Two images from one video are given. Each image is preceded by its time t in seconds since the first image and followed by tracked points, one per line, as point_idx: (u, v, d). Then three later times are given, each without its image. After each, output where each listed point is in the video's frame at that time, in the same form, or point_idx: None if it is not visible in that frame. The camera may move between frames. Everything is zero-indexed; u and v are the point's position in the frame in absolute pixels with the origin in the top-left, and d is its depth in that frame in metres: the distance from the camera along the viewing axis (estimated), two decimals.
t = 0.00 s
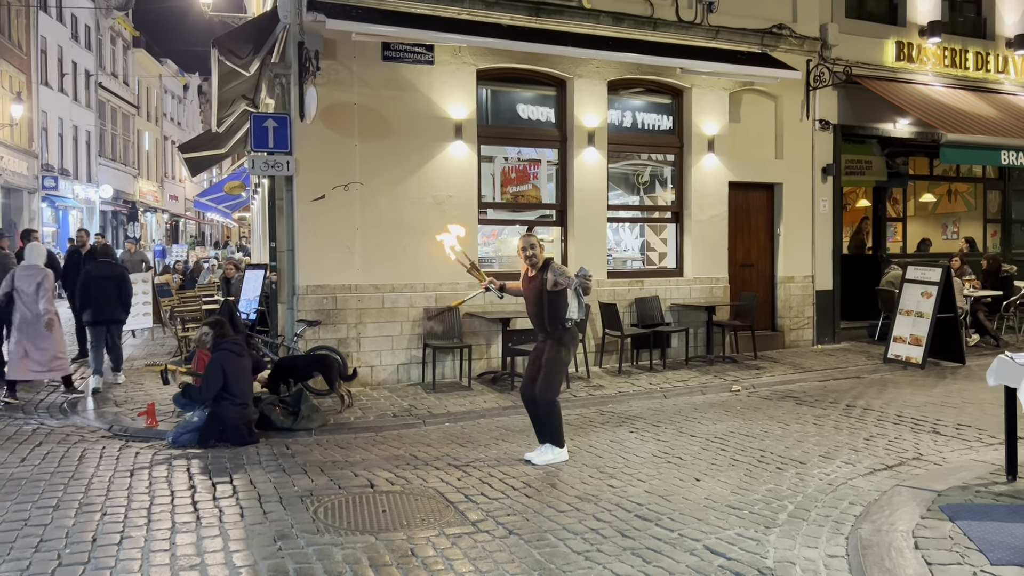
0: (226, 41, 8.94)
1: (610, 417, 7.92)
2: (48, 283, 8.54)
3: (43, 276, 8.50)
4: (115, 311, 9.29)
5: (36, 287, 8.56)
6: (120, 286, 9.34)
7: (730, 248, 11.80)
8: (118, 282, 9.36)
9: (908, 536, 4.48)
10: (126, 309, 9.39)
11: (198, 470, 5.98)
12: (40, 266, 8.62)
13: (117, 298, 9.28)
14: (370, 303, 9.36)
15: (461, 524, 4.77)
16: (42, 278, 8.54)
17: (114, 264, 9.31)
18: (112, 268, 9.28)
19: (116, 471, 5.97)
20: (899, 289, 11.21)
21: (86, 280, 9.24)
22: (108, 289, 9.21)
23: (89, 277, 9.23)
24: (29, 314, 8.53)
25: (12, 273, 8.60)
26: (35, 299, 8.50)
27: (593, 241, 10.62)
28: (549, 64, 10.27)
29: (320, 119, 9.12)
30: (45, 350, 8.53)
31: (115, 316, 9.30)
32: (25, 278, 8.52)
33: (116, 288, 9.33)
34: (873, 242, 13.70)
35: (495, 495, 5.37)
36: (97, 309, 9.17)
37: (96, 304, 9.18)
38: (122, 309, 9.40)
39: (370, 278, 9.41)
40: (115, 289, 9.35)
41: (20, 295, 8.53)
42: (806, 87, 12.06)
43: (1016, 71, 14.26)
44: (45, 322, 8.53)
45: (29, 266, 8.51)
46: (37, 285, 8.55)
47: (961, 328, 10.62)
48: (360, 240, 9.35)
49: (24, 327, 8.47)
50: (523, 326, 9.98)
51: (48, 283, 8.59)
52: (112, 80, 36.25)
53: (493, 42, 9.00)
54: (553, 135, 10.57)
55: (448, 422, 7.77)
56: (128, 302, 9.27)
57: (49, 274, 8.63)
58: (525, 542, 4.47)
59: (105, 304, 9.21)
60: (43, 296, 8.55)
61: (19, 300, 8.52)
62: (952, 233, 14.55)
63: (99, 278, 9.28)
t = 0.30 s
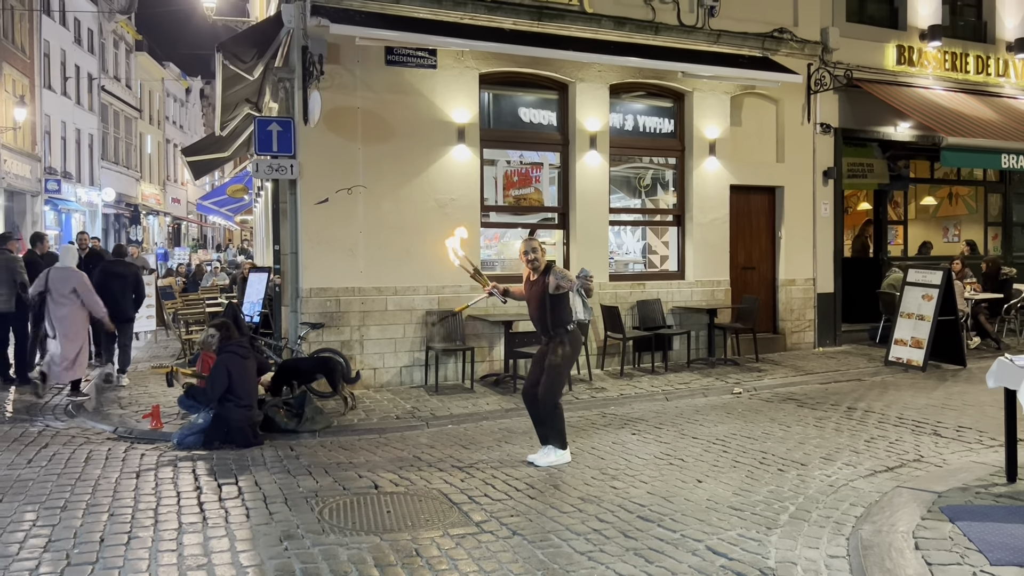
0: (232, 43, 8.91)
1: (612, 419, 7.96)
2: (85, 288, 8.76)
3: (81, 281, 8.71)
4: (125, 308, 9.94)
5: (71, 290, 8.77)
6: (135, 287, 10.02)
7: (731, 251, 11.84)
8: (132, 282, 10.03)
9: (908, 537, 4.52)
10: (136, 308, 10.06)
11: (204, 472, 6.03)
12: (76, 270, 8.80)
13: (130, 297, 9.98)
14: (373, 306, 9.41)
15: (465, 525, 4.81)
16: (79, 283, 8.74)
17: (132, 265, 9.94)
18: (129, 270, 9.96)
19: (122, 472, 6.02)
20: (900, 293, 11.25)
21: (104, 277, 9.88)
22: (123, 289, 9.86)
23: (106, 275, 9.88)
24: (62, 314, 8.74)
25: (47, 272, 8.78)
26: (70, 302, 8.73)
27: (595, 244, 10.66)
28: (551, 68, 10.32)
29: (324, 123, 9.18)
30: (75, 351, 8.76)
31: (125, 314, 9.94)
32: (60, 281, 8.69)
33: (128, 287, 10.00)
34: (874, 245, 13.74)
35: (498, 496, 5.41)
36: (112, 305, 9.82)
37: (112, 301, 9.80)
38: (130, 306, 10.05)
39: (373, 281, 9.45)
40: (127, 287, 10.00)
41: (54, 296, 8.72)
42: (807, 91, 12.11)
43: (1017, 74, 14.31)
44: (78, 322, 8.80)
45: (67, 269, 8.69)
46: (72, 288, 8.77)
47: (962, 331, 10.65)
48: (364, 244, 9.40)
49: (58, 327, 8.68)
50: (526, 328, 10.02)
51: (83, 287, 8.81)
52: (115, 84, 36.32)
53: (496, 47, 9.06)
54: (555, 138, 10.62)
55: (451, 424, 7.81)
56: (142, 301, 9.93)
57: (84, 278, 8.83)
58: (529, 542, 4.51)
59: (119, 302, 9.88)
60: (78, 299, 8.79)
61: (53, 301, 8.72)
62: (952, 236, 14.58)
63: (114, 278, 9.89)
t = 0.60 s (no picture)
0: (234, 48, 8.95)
1: (614, 422, 7.98)
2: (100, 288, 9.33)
3: (96, 281, 9.28)
4: (134, 308, 10.12)
5: (88, 291, 9.35)
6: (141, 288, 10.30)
7: (733, 255, 11.87)
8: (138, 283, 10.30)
9: (909, 539, 4.54)
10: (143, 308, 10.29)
11: (207, 473, 6.06)
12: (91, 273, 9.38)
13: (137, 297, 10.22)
14: (376, 309, 9.44)
15: (468, 527, 4.84)
16: (95, 283, 9.32)
17: (138, 265, 10.21)
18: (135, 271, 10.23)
19: (126, 474, 6.05)
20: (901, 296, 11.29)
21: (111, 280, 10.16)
22: (130, 289, 10.15)
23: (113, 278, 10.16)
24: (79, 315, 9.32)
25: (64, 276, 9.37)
26: (86, 302, 9.29)
27: (597, 247, 10.69)
28: (554, 72, 10.36)
29: (327, 126, 9.22)
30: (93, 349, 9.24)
31: (133, 313, 10.10)
32: (76, 284, 9.28)
33: (136, 288, 10.25)
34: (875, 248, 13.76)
35: (500, 498, 5.43)
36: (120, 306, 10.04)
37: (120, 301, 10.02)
38: (139, 307, 10.26)
39: (376, 283, 9.49)
40: (135, 288, 10.27)
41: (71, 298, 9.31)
42: (809, 95, 12.14)
43: (1018, 78, 14.33)
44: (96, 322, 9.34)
45: (82, 271, 9.28)
46: (89, 289, 9.35)
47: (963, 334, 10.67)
48: (367, 247, 9.44)
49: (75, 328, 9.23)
50: (528, 331, 10.07)
51: (99, 288, 9.40)
52: (118, 87, 36.40)
53: (499, 50, 9.10)
54: (557, 142, 10.66)
55: (453, 427, 7.84)
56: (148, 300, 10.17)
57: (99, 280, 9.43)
58: (530, 544, 4.54)
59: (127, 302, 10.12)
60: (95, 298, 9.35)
61: (71, 303, 9.30)
62: (954, 240, 14.62)
63: (121, 279, 10.15)
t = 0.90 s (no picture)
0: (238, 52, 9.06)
1: (616, 425, 8.00)
2: (108, 288, 9.49)
3: (104, 280, 9.45)
4: (138, 308, 10.40)
5: (97, 291, 9.53)
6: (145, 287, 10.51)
7: (735, 257, 11.88)
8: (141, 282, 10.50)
9: (911, 542, 4.55)
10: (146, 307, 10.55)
11: (211, 475, 6.08)
12: (100, 273, 9.55)
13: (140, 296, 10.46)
14: (379, 311, 9.47)
15: (471, 529, 4.85)
16: (103, 283, 9.48)
17: (141, 265, 10.39)
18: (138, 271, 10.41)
19: (130, 475, 6.08)
20: (904, 299, 11.29)
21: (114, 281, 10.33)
22: (134, 289, 10.36)
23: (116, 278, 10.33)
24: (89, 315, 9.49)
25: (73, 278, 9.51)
26: (95, 302, 9.46)
27: (599, 251, 10.71)
28: (557, 75, 10.39)
29: (331, 129, 9.25)
30: (103, 348, 9.43)
31: (137, 313, 10.39)
32: (85, 284, 9.45)
33: (140, 287, 10.45)
34: (878, 251, 13.77)
35: (503, 500, 5.45)
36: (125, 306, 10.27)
37: (125, 301, 10.28)
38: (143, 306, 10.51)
39: (379, 286, 9.52)
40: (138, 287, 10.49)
41: (81, 298, 9.49)
42: (811, 98, 12.16)
43: (1021, 81, 14.34)
44: (105, 322, 9.51)
45: (91, 272, 9.45)
46: (97, 289, 9.52)
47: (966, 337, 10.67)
48: (370, 249, 9.47)
49: (85, 327, 9.41)
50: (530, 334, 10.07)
51: (107, 288, 9.58)
52: (121, 89, 36.49)
53: (502, 54, 9.12)
54: (560, 145, 10.68)
55: (456, 429, 7.85)
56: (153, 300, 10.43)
57: (107, 279, 9.61)
58: (533, 546, 4.55)
59: (131, 302, 10.36)
60: (103, 298, 9.52)
61: (82, 303, 9.48)
62: (956, 243, 14.67)
63: (125, 279, 10.35)
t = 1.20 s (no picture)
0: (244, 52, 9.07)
1: (619, 427, 8.00)
2: (123, 290, 9.56)
3: (119, 282, 9.52)
4: (146, 310, 10.59)
5: (111, 292, 9.59)
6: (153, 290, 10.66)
7: (738, 260, 11.88)
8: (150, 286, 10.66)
9: (913, 544, 4.56)
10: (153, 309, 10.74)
11: (215, 476, 6.10)
12: (114, 274, 9.62)
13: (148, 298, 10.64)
14: (382, 313, 9.49)
15: (474, 530, 4.86)
16: (118, 285, 9.56)
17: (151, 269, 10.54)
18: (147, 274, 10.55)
19: (135, 477, 6.10)
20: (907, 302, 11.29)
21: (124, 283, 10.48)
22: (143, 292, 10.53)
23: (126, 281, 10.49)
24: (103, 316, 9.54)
25: (88, 279, 9.57)
26: (110, 303, 9.51)
27: (602, 253, 10.72)
28: (560, 78, 10.40)
29: (335, 132, 9.27)
30: (116, 349, 9.48)
31: (145, 314, 10.58)
32: (100, 285, 9.53)
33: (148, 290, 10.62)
34: (881, 254, 13.77)
35: (506, 502, 5.46)
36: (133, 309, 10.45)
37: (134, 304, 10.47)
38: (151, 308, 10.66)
39: (382, 288, 9.53)
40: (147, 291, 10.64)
41: (95, 300, 9.53)
42: (814, 101, 12.16)
43: None
44: (119, 323, 9.57)
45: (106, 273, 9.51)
46: (112, 290, 9.58)
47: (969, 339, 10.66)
48: (373, 251, 9.48)
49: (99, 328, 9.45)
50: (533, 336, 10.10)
51: (121, 289, 9.64)
52: (125, 91, 36.57)
53: (505, 56, 9.14)
54: (563, 147, 10.70)
55: (459, 431, 7.87)
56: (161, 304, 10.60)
57: (121, 281, 9.68)
58: (536, 548, 4.56)
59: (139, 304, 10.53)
60: (118, 300, 9.58)
61: (96, 304, 9.52)
62: (960, 246, 14.65)
63: (135, 281, 10.49)
